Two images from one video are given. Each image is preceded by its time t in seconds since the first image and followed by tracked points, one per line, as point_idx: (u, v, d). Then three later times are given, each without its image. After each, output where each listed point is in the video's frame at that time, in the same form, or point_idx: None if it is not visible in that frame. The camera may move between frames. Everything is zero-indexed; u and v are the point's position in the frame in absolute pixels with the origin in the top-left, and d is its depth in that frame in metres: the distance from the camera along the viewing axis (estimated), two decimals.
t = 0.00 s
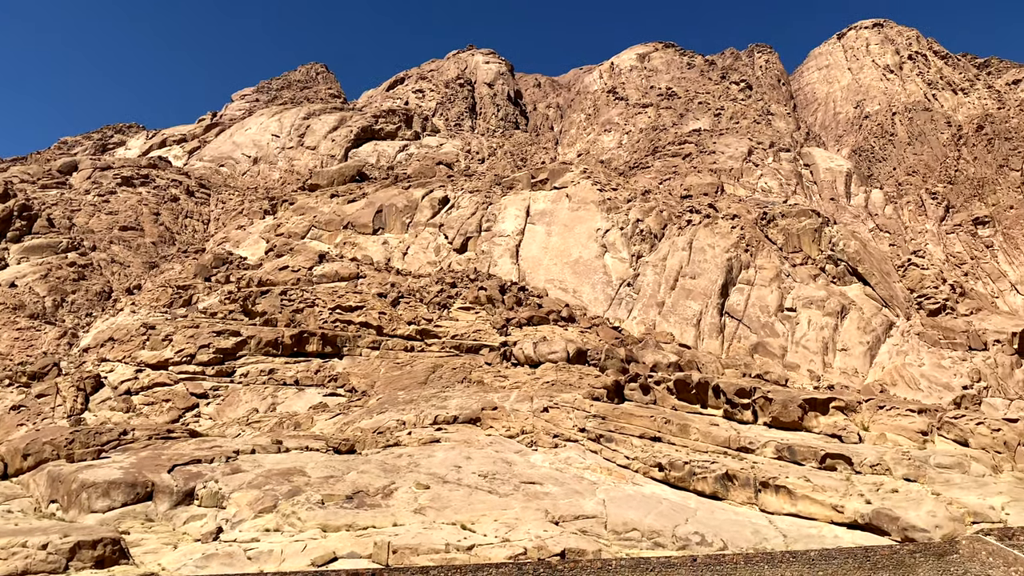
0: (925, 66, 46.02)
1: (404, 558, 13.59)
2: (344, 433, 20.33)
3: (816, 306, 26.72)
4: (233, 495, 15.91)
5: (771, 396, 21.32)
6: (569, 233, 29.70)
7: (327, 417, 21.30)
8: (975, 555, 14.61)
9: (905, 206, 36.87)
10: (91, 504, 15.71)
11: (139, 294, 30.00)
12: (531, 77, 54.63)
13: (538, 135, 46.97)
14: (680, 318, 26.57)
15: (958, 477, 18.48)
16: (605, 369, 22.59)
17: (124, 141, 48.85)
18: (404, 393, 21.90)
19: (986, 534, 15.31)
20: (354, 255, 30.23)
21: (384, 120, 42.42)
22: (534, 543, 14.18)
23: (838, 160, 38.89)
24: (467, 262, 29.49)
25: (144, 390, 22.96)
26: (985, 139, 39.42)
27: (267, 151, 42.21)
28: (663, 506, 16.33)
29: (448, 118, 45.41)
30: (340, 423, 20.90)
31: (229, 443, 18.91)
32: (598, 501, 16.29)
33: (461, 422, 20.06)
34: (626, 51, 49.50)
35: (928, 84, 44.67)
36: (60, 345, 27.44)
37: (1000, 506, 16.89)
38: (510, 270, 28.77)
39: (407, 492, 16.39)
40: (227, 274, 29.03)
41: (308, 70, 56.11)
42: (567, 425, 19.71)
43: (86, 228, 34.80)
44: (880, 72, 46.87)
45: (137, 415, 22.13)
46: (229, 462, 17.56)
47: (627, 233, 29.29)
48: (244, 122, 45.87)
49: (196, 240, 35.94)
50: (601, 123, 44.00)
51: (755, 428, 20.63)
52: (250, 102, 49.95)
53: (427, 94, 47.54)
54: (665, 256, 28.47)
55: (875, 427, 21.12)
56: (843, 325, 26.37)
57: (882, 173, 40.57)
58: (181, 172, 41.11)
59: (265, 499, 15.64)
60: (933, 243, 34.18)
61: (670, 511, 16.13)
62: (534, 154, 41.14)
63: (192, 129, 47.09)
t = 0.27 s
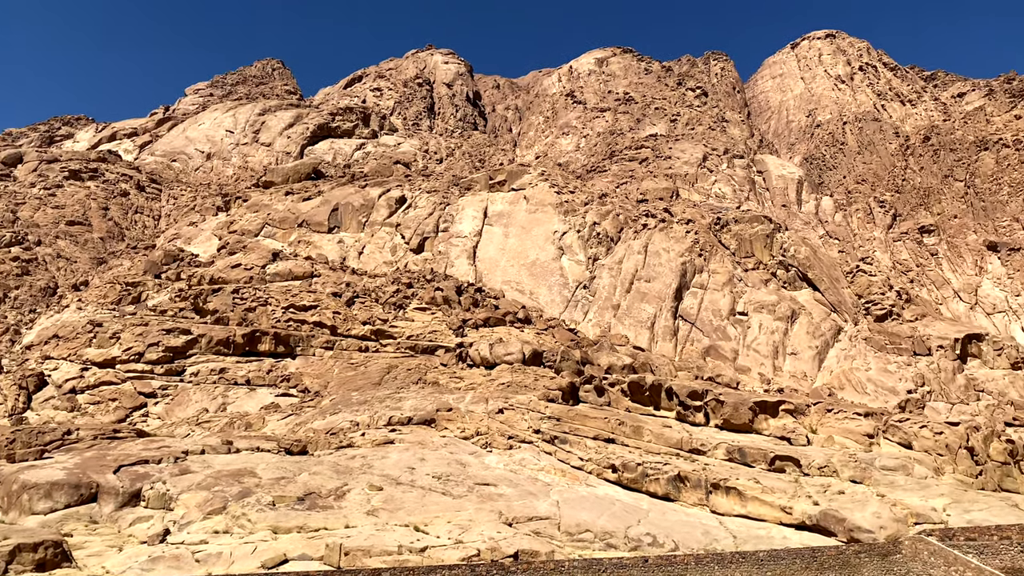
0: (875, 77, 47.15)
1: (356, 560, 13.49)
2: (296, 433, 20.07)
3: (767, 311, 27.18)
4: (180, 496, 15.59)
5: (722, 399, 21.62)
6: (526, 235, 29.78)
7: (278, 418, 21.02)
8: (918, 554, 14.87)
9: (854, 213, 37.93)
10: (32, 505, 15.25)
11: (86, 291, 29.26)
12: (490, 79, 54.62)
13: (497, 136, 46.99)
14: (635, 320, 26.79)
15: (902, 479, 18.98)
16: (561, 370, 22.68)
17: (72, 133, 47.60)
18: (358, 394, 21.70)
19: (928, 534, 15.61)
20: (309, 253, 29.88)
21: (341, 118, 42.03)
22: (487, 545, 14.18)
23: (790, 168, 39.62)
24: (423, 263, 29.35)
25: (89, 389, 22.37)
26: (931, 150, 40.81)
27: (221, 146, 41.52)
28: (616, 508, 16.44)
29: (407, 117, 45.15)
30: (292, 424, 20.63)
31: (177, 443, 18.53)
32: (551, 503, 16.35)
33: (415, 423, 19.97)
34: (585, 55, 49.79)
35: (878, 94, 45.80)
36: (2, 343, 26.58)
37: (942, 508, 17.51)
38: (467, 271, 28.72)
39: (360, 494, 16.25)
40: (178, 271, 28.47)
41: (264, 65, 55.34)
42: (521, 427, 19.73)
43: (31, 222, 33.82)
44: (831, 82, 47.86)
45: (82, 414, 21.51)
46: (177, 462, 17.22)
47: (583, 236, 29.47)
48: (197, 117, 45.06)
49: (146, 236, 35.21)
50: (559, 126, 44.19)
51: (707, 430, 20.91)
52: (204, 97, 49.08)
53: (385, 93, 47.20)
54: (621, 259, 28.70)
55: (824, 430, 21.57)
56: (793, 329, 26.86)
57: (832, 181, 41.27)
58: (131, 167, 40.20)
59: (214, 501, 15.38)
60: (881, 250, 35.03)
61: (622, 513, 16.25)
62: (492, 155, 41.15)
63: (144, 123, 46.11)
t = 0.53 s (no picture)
0: (826, 88, 48.19)
1: (307, 563, 13.34)
2: (246, 434, 19.75)
3: (719, 315, 27.58)
4: (125, 498, 15.22)
5: (675, 401, 21.87)
6: (483, 237, 29.78)
7: (229, 419, 20.67)
8: (862, 555, 15.25)
9: (804, 220, 38.33)
10: None
11: (29, 287, 28.42)
12: (448, 80, 54.48)
13: (455, 137, 46.89)
14: (590, 323, 26.95)
15: (848, 481, 19.43)
16: (516, 372, 22.70)
17: (16, 125, 46.19)
18: (311, 395, 21.44)
19: (872, 536, 15.84)
20: (262, 252, 29.45)
21: (297, 116, 41.52)
22: (440, 547, 14.14)
23: (743, 175, 40.25)
24: (379, 263, 29.13)
25: (32, 388, 21.63)
26: (879, 159, 41.99)
27: (173, 142, 40.69)
28: (569, 509, 16.51)
29: (364, 116, 44.81)
30: (242, 425, 20.30)
31: (124, 444, 18.10)
32: (505, 505, 16.35)
33: (368, 425, 19.81)
34: (544, 59, 49.97)
35: (829, 104, 46.83)
36: None
37: (886, 509, 17.96)
38: (423, 272, 28.57)
39: (311, 496, 16.05)
40: (126, 268, 27.83)
41: (218, 61, 54.41)
42: (476, 429, 19.71)
43: None
44: (784, 91, 48.75)
45: (24, 414, 20.72)
46: (123, 464, 16.81)
47: (540, 238, 29.59)
48: (149, 111, 44.11)
49: (94, 232, 34.35)
50: (517, 128, 44.27)
51: (659, 432, 21.14)
52: (155, 91, 48.07)
53: (342, 91, 46.75)
54: (577, 262, 28.87)
55: (773, 433, 21.96)
56: (745, 333, 27.29)
57: (783, 188, 41.87)
58: (79, 160, 39.12)
59: (161, 503, 15.05)
60: (830, 257, 35.72)
61: (575, 514, 16.32)
62: (450, 156, 41.08)
63: (92, 116, 44.96)
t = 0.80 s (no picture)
0: (778, 98, 49.13)
1: (255, 566, 13.17)
2: (194, 436, 19.34)
3: (671, 319, 27.90)
4: (66, 500, 14.81)
5: (627, 404, 22.06)
6: (439, 238, 29.70)
7: (176, 420, 20.24)
8: (808, 556, 15.49)
9: (755, 227, 38.82)
10: None
11: None
12: (406, 80, 54.21)
13: (411, 137, 46.67)
14: (545, 326, 27.04)
15: (795, 484, 19.80)
16: (470, 374, 22.67)
17: None
18: (261, 396, 21.11)
19: (818, 537, 16.19)
20: (213, 250, 28.94)
21: (251, 112, 40.90)
22: (391, 550, 14.05)
23: (696, 181, 40.79)
24: (333, 263, 28.83)
25: None
26: (828, 168, 43.00)
27: (121, 136, 39.74)
28: (521, 512, 16.53)
29: (319, 114, 44.34)
30: (190, 426, 19.89)
31: (66, 445, 17.61)
32: (457, 507, 16.30)
33: (320, 426, 19.58)
34: (502, 62, 50.04)
35: (781, 113, 47.74)
36: None
37: (830, 511, 18.35)
38: (377, 273, 28.31)
39: (260, 498, 15.82)
40: (71, 265, 27.10)
41: (170, 55, 53.35)
42: (429, 431, 19.61)
43: None
44: (738, 100, 49.54)
45: None
46: (65, 465, 16.33)
47: (496, 241, 29.63)
48: (97, 104, 43.02)
49: (37, 227, 33.37)
50: (474, 130, 44.25)
51: (612, 434, 21.29)
52: (103, 84, 46.90)
53: (297, 89, 46.18)
54: (533, 265, 28.95)
55: (723, 436, 22.28)
56: (696, 337, 27.63)
57: (735, 195, 42.42)
58: (22, 152, 37.75)
59: (104, 505, 14.68)
60: (779, 264, 36.13)
61: (527, 516, 16.35)
62: (406, 157, 40.88)
63: (37, 107, 43.67)
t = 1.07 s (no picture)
0: (730, 106, 49.95)
1: (199, 569, 12.93)
2: (138, 436, 18.88)
3: (624, 323, 28.13)
4: (2, 502, 14.34)
5: (579, 407, 22.19)
6: (393, 238, 29.53)
7: (119, 420, 19.74)
8: (753, 558, 15.74)
9: (706, 233, 39.33)
10: None
11: None
12: (361, 78, 53.79)
13: (366, 137, 46.32)
14: (498, 328, 27.05)
15: (741, 486, 20.12)
16: (422, 376, 22.57)
17: None
18: (208, 396, 20.72)
19: (763, 539, 16.47)
20: (160, 247, 28.33)
21: (202, 107, 40.15)
22: (339, 552, 13.91)
23: (650, 187, 41.22)
24: (284, 262, 28.45)
25: None
26: (778, 177, 43.85)
27: (66, 128, 38.66)
28: (471, 514, 16.50)
29: (273, 111, 43.75)
30: (134, 427, 19.42)
31: (2, 446, 17.05)
32: (407, 509, 16.20)
33: (269, 428, 19.29)
34: (459, 63, 49.95)
35: (733, 122, 48.54)
36: None
37: (776, 513, 18.68)
38: (330, 272, 28.00)
39: (206, 500, 15.51)
40: (11, 260, 26.26)
41: (118, 46, 52.11)
42: (380, 433, 19.46)
43: None
44: (691, 107, 50.20)
45: None
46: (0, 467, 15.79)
47: (451, 243, 29.57)
48: (40, 94, 41.79)
49: None
50: (430, 131, 44.10)
51: (563, 437, 21.39)
52: (48, 74, 45.59)
53: (250, 85, 45.48)
54: (487, 267, 28.94)
55: (672, 439, 22.54)
56: (648, 341, 27.90)
57: (688, 202, 42.96)
58: None
59: (41, 508, 14.24)
60: (729, 269, 36.80)
61: (477, 519, 16.33)
62: (361, 156, 40.56)
63: None
